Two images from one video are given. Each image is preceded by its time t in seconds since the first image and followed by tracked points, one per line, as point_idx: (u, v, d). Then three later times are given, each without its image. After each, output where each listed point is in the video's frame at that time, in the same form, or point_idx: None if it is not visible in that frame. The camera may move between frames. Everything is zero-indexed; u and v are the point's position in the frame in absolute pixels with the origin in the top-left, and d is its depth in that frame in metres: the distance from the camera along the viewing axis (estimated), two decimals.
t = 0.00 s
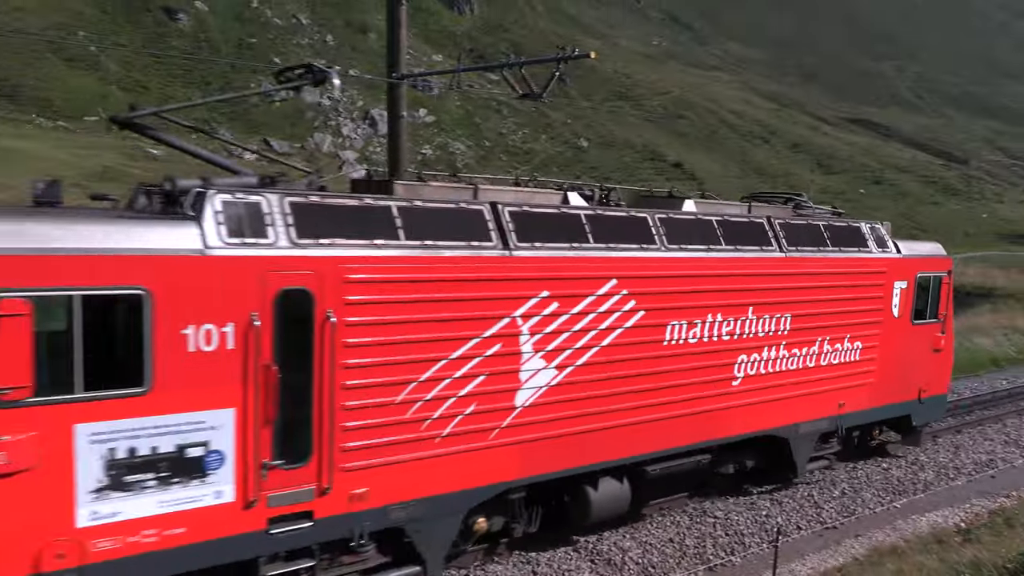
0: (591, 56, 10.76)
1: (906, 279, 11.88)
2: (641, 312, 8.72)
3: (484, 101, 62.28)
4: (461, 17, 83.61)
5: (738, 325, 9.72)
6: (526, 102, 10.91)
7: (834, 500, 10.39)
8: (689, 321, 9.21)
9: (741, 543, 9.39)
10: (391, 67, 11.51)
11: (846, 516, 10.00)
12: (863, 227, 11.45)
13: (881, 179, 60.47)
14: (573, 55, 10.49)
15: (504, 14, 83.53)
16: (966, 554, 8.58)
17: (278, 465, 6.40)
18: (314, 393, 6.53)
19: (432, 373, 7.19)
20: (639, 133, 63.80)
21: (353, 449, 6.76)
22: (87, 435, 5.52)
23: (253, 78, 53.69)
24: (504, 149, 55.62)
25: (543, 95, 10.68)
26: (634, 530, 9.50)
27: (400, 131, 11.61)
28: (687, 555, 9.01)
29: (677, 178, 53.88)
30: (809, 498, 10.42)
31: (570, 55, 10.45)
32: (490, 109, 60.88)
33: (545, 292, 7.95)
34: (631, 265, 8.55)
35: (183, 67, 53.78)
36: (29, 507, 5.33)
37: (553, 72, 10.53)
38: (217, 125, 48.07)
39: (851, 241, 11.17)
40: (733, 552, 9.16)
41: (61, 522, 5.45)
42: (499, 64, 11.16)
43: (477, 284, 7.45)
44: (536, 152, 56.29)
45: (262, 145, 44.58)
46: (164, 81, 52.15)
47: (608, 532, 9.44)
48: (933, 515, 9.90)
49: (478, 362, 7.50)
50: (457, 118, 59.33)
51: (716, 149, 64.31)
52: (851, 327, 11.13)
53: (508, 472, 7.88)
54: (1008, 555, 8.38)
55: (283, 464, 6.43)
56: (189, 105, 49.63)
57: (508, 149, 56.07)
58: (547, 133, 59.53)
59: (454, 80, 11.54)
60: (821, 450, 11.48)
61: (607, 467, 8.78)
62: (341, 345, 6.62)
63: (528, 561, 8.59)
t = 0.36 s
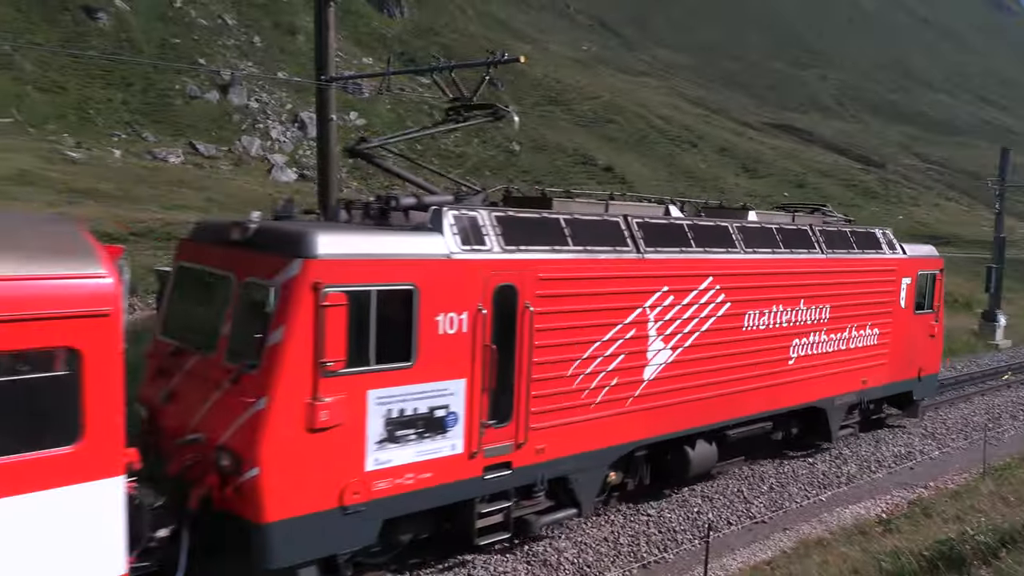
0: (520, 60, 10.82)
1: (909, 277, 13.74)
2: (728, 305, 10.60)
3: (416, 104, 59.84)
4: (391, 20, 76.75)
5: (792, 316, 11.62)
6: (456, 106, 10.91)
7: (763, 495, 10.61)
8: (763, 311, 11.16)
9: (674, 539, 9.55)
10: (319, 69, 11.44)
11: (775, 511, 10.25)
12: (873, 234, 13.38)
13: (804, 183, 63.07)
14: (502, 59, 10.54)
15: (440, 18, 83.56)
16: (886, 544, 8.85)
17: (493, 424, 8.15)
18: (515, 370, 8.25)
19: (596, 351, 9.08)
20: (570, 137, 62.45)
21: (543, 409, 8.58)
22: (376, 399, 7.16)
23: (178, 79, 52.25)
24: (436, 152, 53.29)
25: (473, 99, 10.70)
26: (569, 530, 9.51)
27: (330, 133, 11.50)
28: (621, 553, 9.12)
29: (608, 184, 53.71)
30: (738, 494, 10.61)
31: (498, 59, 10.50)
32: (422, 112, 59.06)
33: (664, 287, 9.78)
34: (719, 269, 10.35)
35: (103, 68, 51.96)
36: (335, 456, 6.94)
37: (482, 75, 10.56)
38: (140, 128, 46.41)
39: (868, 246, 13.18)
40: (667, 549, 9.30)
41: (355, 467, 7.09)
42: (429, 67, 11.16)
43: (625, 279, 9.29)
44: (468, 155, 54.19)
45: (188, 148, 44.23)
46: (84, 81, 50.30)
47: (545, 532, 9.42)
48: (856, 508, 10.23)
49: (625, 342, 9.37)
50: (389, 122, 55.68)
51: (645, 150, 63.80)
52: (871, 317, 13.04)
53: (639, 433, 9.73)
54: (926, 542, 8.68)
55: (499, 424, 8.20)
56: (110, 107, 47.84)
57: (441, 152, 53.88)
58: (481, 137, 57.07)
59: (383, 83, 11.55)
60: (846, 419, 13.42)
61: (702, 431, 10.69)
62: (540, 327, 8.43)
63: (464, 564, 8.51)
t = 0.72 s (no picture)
0: (451, 57, 10.77)
1: (890, 269, 15.78)
2: (762, 292, 12.35)
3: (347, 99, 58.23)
4: (322, 14, 74.97)
5: (809, 299, 13.52)
6: (387, 101, 10.79)
7: (693, 487, 10.82)
8: (791, 295, 13.01)
9: (607, 532, 9.63)
10: (246, 63, 11.19)
11: (704, 502, 10.45)
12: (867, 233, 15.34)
13: (731, 182, 65.45)
14: (433, 56, 10.49)
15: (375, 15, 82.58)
16: (809, 531, 9.11)
17: (603, 387, 9.84)
18: (619, 344, 9.91)
19: (681, 326, 10.88)
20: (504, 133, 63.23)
21: (644, 375, 10.38)
22: (530, 365, 8.89)
23: (98, 72, 50.60)
24: (368, 149, 53.77)
25: (404, 95, 10.60)
26: (503, 526, 9.48)
27: (258, 129, 11.26)
28: (554, 547, 9.15)
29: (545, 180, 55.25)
30: (669, 486, 10.77)
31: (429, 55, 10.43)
32: (353, 108, 57.70)
33: (720, 277, 11.45)
34: (758, 261, 12.10)
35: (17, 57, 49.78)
36: (498, 411, 8.63)
37: (413, 71, 10.48)
38: (58, 121, 44.76)
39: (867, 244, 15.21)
40: (599, 542, 9.38)
41: (513, 420, 8.83)
42: (359, 62, 11.02)
43: (702, 269, 11.04)
44: (401, 152, 54.75)
45: (109, 142, 43.17)
46: None
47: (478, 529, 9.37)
48: (782, 497, 10.52)
49: (694, 319, 11.11)
50: (319, 116, 55.90)
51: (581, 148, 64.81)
52: (859, 304, 15.04)
53: (702, 397, 11.50)
54: (846, 528, 8.97)
55: (610, 387, 9.95)
56: (26, 99, 45.89)
57: (373, 149, 54.21)
58: (412, 133, 57.59)
59: (313, 79, 11.43)
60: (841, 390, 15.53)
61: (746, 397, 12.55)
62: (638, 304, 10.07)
63: (397, 563, 8.40)
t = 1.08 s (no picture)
0: (396, 55, 10.74)
1: (874, 263, 17.90)
2: (781, 282, 14.21)
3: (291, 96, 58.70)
4: (264, 9, 72.93)
5: (817, 288, 15.46)
6: (331, 99, 10.77)
7: (641, 481, 10.91)
8: (801, 284, 14.96)
9: (556, 529, 9.66)
10: (186, 59, 11.00)
11: (651, 496, 10.56)
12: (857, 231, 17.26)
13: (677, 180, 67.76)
14: (377, 53, 10.46)
15: (320, 13, 81.86)
16: (752, 523, 9.25)
17: (668, 360, 11.60)
18: (682, 323, 11.68)
19: (726, 309, 12.72)
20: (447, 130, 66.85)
21: (700, 350, 12.21)
22: (620, 341, 10.67)
23: (31, 67, 48.77)
24: (313, 147, 53.40)
25: (349, 93, 10.59)
26: (452, 525, 9.42)
27: (200, 126, 11.08)
28: (504, 545, 9.13)
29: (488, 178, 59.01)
30: (617, 481, 10.84)
31: (373, 53, 10.39)
32: (298, 106, 57.47)
33: (752, 268, 13.23)
34: (780, 255, 13.92)
35: None
36: (597, 378, 10.41)
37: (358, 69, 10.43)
38: None
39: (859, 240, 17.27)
40: (548, 539, 9.39)
41: (606, 386, 10.59)
42: (303, 60, 11.00)
43: (741, 261, 12.82)
44: (347, 151, 55.46)
45: (44, 140, 41.72)
46: None
47: (427, 528, 9.30)
48: (727, 490, 10.69)
49: (737, 302, 12.96)
50: (262, 114, 54.56)
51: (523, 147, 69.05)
52: (849, 292, 17.02)
53: (738, 369, 13.33)
54: (788, 519, 9.13)
55: (675, 360, 11.74)
56: None
57: (319, 147, 53.97)
58: (357, 130, 59.10)
59: (256, 75, 11.36)
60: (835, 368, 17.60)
61: (770, 371, 14.50)
62: (697, 289, 11.91)
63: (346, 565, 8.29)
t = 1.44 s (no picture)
0: (358, 54, 10.65)
1: (870, 259, 20.05)
2: (797, 275, 16.13)
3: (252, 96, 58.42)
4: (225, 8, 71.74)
5: (822, 281, 17.41)
6: (293, 98, 10.70)
7: (607, 479, 10.97)
8: (812, 278, 16.91)
9: (522, 528, 9.65)
10: (144, 57, 10.84)
11: (617, 494, 10.61)
12: (855, 232, 19.26)
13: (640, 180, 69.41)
14: (338, 52, 10.38)
15: (281, 12, 81.03)
16: (716, 519, 9.32)
17: (712, 341, 13.43)
18: (722, 309, 13.51)
19: (756, 299, 14.64)
20: (411, 131, 66.80)
21: (737, 335, 14.12)
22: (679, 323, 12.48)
23: None
24: (276, 147, 53.05)
25: (310, 93, 10.52)
26: (418, 527, 9.35)
27: (158, 126, 10.91)
28: (471, 545, 9.10)
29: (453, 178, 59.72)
30: (582, 480, 10.87)
31: (334, 52, 10.31)
32: (259, 105, 57.20)
33: (776, 262, 15.13)
34: (796, 252, 15.76)
35: None
36: (663, 355, 12.19)
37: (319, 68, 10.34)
38: None
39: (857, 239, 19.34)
40: (514, 538, 9.38)
41: (668, 361, 12.37)
42: (263, 58, 10.90)
43: (768, 256, 14.71)
44: (309, 150, 55.17)
45: None
46: None
47: (392, 530, 9.21)
48: (692, 487, 10.78)
49: (763, 294, 14.85)
50: (223, 113, 53.87)
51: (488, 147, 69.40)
52: (848, 286, 19.02)
53: (763, 350, 15.24)
54: (751, 514, 9.19)
55: (718, 342, 13.64)
56: None
57: (281, 147, 53.62)
58: (320, 129, 58.90)
59: (215, 74, 11.28)
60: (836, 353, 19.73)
61: (786, 354, 16.48)
62: (736, 280, 13.81)
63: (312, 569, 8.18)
